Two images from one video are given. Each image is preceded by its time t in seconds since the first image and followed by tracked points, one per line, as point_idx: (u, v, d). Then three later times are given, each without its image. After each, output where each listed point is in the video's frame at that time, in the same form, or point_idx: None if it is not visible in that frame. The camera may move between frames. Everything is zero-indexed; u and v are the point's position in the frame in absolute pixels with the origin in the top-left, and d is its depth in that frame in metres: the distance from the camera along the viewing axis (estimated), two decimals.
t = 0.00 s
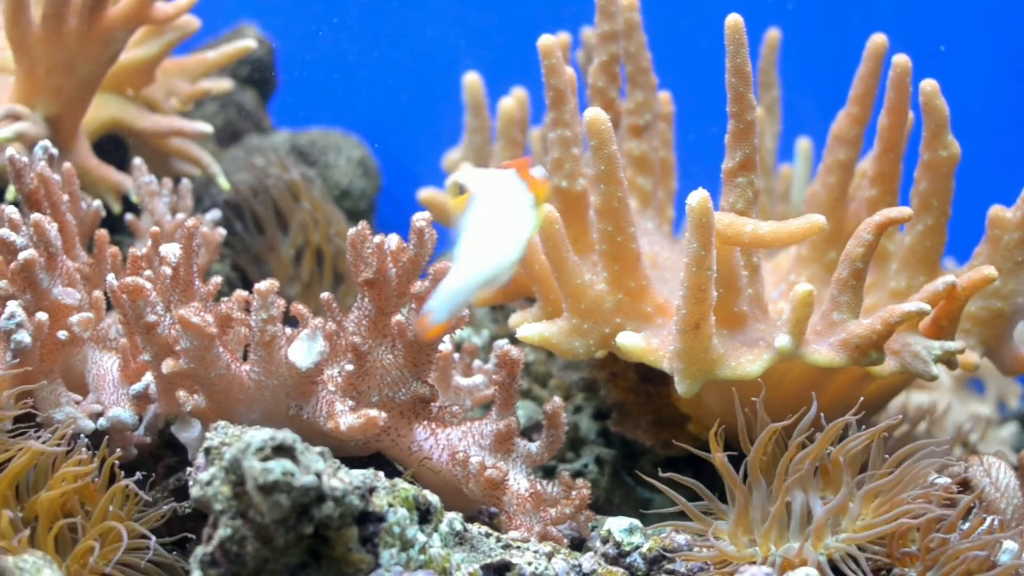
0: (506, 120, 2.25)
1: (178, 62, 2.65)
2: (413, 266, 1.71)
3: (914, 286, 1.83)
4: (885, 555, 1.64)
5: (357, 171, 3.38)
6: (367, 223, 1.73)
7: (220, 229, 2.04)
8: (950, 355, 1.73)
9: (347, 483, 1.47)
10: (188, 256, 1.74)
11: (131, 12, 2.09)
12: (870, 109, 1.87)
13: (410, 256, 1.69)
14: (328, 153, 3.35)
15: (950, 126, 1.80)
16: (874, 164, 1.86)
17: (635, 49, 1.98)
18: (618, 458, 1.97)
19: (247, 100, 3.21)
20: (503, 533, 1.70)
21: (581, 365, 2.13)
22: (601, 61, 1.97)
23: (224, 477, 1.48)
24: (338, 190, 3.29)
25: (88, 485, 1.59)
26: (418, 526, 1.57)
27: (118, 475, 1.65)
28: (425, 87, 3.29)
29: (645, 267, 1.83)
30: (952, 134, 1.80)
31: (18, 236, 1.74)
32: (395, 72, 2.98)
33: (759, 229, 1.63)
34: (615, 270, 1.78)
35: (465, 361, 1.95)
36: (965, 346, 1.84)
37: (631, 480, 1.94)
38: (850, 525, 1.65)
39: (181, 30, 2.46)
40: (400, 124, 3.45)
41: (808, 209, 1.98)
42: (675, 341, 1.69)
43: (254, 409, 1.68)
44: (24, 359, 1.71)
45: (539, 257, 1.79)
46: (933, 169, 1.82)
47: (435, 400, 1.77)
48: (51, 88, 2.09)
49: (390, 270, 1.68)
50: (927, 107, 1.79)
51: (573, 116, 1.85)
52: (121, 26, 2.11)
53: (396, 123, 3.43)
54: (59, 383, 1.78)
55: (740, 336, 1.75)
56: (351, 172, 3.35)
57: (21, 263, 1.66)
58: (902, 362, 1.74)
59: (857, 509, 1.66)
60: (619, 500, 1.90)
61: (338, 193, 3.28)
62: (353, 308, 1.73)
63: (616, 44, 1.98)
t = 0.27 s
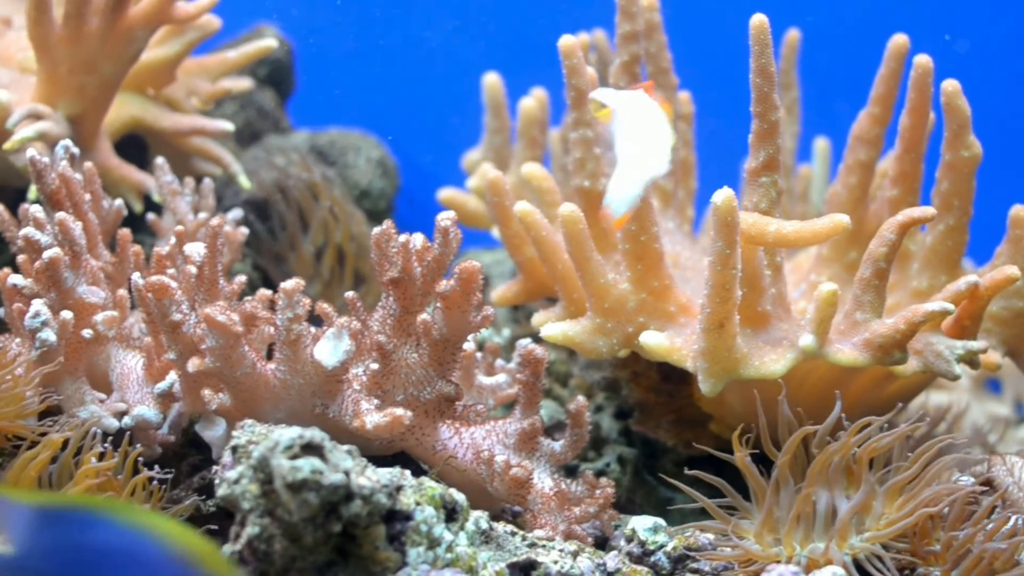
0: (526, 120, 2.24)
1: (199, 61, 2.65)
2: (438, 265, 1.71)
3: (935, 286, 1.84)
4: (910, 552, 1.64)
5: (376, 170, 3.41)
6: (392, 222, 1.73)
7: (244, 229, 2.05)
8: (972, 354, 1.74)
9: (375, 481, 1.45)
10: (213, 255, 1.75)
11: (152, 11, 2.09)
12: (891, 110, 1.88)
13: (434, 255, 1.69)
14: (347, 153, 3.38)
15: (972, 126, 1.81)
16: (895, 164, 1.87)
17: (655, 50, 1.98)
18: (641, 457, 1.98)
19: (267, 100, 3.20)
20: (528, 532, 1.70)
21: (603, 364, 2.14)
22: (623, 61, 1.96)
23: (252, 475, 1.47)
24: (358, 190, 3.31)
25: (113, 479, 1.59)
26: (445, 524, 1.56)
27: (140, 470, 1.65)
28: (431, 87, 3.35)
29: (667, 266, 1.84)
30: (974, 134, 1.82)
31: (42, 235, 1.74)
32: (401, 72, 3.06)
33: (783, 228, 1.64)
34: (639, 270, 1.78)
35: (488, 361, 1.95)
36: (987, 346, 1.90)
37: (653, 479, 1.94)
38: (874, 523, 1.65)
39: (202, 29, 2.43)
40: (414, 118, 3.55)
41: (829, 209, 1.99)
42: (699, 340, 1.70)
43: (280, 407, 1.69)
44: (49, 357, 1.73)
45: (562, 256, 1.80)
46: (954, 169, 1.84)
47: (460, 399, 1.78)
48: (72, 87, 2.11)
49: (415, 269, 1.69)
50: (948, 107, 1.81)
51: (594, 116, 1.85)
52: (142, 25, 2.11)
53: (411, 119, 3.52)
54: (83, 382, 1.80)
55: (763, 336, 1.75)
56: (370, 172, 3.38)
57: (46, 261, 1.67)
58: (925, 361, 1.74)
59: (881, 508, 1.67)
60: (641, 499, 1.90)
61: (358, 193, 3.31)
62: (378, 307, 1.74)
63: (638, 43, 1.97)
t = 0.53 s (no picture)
0: (548, 120, 2.25)
1: (218, 61, 2.66)
2: (462, 265, 1.72)
3: (957, 285, 1.87)
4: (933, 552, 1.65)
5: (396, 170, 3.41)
6: (417, 221, 1.73)
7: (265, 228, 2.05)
8: (995, 354, 1.74)
9: (402, 481, 1.47)
10: (237, 255, 1.75)
11: (174, 9, 2.08)
12: (912, 110, 1.89)
13: (459, 255, 1.69)
14: (366, 152, 3.38)
15: (993, 127, 1.83)
16: (917, 164, 1.87)
17: (677, 50, 2.01)
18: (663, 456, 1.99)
19: (286, 99, 3.25)
20: (553, 531, 1.71)
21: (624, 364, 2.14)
22: (646, 61, 2.01)
23: (281, 474, 1.48)
24: (377, 189, 3.31)
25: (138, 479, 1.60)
26: (472, 523, 1.56)
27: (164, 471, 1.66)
28: (455, 93, 3.39)
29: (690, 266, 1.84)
30: (996, 134, 1.83)
31: (66, 235, 1.74)
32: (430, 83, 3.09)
33: (808, 228, 1.65)
34: (662, 269, 1.79)
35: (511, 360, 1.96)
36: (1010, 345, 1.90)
37: (675, 478, 1.95)
38: (899, 523, 1.66)
39: (223, 29, 2.43)
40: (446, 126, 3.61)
41: (849, 208, 2.00)
42: (723, 339, 1.70)
43: (305, 407, 1.69)
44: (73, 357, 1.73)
45: (585, 256, 1.80)
46: (976, 169, 1.85)
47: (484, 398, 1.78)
48: (95, 86, 2.12)
49: (440, 269, 1.70)
50: (971, 107, 1.82)
51: (618, 115, 1.88)
52: (163, 24, 2.10)
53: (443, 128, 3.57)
54: (107, 381, 1.81)
55: (787, 336, 1.76)
56: (389, 172, 3.38)
57: (70, 260, 1.67)
58: (948, 361, 1.75)
59: (906, 507, 1.67)
60: (663, 498, 1.92)
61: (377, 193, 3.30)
62: (403, 306, 1.74)
63: (659, 43, 1.99)
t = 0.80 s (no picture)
0: (569, 119, 2.30)
1: (240, 61, 2.64)
2: (487, 264, 1.72)
3: (980, 285, 1.90)
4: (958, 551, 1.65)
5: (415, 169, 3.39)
6: (442, 221, 1.74)
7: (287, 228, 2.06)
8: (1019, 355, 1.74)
9: (430, 480, 1.48)
10: (261, 254, 1.75)
11: (196, 9, 2.13)
12: (934, 110, 1.89)
13: (484, 255, 1.69)
14: (385, 152, 3.36)
15: (1016, 127, 1.85)
16: (939, 164, 1.88)
17: (698, 50, 1.99)
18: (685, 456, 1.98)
19: (304, 99, 3.23)
20: (578, 530, 1.71)
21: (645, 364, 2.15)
22: (666, 61, 1.96)
23: (308, 473, 1.49)
24: (397, 188, 3.29)
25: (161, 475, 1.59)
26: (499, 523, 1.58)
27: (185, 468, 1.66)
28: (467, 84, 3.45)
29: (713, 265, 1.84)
30: (1018, 135, 1.85)
31: (91, 233, 1.74)
32: (440, 79, 3.25)
33: (833, 228, 1.65)
34: (686, 269, 1.79)
35: (533, 359, 1.96)
36: None
37: (697, 478, 1.95)
38: (923, 522, 1.67)
39: (244, 28, 2.47)
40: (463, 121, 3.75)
41: (870, 208, 2.01)
42: (747, 339, 1.70)
43: (331, 406, 1.69)
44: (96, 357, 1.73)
45: (609, 255, 1.81)
46: (998, 169, 1.87)
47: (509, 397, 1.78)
48: (116, 85, 2.11)
49: (465, 268, 1.70)
50: (993, 108, 1.84)
51: (641, 115, 1.88)
52: (185, 24, 2.14)
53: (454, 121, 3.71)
54: (131, 380, 1.80)
55: (810, 335, 1.76)
56: (409, 171, 3.36)
57: (95, 259, 1.67)
58: (970, 361, 1.75)
59: (930, 506, 1.68)
60: (685, 497, 1.92)
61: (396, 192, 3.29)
62: (428, 305, 1.75)
63: (681, 43, 1.97)
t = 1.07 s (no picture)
0: (590, 118, 2.36)
1: (261, 60, 2.66)
2: (512, 264, 1.72)
3: (1002, 286, 1.92)
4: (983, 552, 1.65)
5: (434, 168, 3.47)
6: (467, 220, 1.74)
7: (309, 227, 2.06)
8: None
9: (458, 478, 1.48)
10: (285, 253, 1.75)
11: (217, 8, 2.12)
12: (956, 111, 1.89)
13: (509, 254, 1.70)
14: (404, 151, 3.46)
15: None
16: (961, 165, 1.89)
17: (720, 50, 1.98)
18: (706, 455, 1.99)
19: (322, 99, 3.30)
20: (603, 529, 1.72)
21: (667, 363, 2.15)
22: (689, 61, 1.95)
23: (336, 472, 1.49)
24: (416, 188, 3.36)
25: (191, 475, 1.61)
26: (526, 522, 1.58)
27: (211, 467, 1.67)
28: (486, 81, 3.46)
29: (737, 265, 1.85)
30: None
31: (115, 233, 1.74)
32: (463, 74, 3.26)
33: (858, 229, 1.65)
34: (710, 268, 1.80)
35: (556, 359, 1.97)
36: None
37: (718, 477, 1.96)
38: (948, 522, 1.66)
39: (266, 28, 2.42)
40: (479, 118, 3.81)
41: (891, 208, 2.02)
42: (772, 339, 1.71)
43: (357, 406, 1.69)
44: (121, 356, 1.74)
45: (633, 254, 1.81)
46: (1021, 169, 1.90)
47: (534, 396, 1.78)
48: (138, 84, 2.12)
49: (490, 268, 1.70)
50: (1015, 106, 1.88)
51: (664, 115, 1.88)
52: (207, 23, 2.13)
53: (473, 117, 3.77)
54: (155, 379, 1.82)
55: (834, 335, 1.76)
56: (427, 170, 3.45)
57: (119, 258, 1.67)
58: (993, 361, 1.76)
59: (955, 506, 1.68)
60: (707, 496, 1.93)
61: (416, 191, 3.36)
62: (452, 305, 1.75)
63: (704, 43, 1.95)
